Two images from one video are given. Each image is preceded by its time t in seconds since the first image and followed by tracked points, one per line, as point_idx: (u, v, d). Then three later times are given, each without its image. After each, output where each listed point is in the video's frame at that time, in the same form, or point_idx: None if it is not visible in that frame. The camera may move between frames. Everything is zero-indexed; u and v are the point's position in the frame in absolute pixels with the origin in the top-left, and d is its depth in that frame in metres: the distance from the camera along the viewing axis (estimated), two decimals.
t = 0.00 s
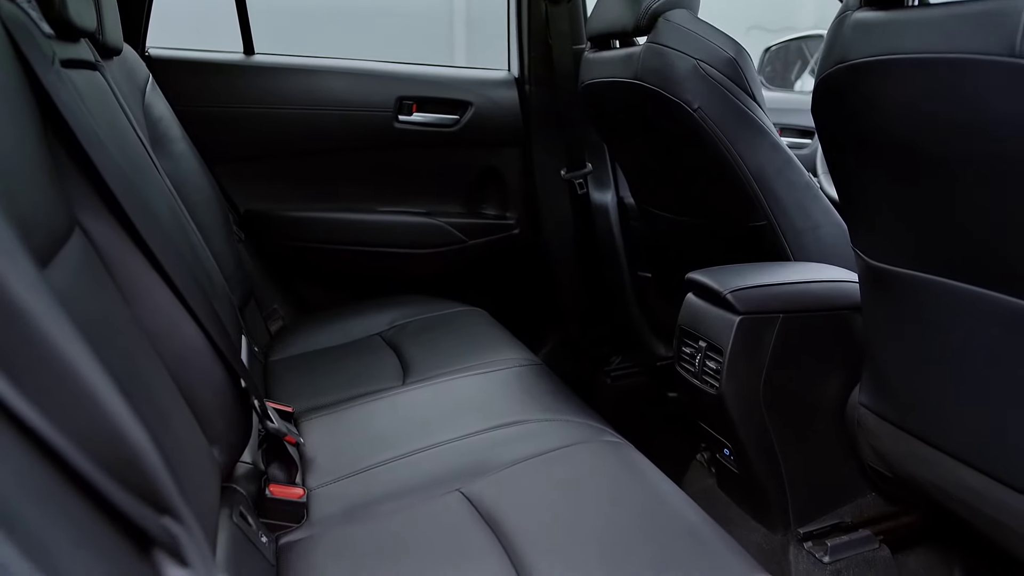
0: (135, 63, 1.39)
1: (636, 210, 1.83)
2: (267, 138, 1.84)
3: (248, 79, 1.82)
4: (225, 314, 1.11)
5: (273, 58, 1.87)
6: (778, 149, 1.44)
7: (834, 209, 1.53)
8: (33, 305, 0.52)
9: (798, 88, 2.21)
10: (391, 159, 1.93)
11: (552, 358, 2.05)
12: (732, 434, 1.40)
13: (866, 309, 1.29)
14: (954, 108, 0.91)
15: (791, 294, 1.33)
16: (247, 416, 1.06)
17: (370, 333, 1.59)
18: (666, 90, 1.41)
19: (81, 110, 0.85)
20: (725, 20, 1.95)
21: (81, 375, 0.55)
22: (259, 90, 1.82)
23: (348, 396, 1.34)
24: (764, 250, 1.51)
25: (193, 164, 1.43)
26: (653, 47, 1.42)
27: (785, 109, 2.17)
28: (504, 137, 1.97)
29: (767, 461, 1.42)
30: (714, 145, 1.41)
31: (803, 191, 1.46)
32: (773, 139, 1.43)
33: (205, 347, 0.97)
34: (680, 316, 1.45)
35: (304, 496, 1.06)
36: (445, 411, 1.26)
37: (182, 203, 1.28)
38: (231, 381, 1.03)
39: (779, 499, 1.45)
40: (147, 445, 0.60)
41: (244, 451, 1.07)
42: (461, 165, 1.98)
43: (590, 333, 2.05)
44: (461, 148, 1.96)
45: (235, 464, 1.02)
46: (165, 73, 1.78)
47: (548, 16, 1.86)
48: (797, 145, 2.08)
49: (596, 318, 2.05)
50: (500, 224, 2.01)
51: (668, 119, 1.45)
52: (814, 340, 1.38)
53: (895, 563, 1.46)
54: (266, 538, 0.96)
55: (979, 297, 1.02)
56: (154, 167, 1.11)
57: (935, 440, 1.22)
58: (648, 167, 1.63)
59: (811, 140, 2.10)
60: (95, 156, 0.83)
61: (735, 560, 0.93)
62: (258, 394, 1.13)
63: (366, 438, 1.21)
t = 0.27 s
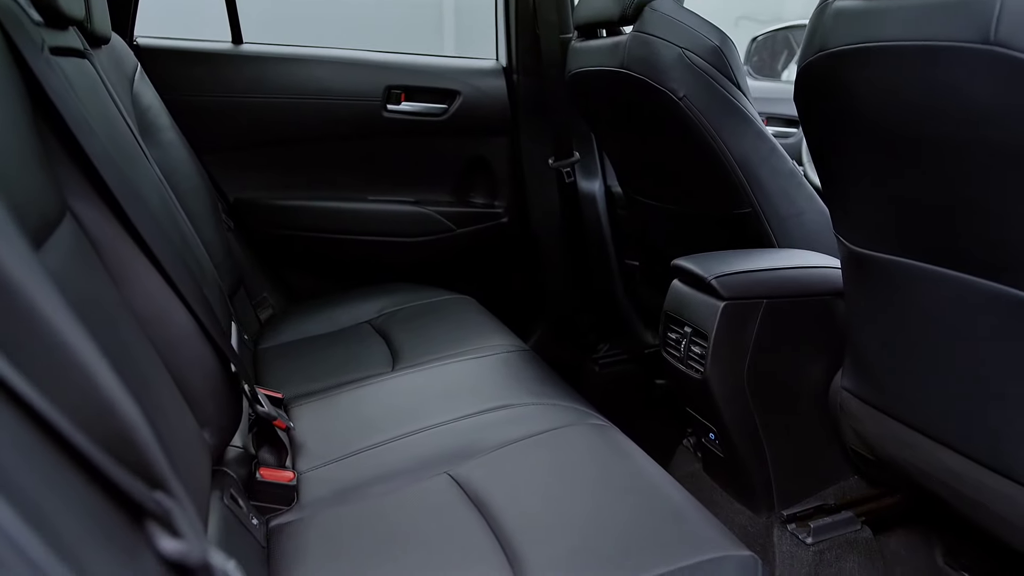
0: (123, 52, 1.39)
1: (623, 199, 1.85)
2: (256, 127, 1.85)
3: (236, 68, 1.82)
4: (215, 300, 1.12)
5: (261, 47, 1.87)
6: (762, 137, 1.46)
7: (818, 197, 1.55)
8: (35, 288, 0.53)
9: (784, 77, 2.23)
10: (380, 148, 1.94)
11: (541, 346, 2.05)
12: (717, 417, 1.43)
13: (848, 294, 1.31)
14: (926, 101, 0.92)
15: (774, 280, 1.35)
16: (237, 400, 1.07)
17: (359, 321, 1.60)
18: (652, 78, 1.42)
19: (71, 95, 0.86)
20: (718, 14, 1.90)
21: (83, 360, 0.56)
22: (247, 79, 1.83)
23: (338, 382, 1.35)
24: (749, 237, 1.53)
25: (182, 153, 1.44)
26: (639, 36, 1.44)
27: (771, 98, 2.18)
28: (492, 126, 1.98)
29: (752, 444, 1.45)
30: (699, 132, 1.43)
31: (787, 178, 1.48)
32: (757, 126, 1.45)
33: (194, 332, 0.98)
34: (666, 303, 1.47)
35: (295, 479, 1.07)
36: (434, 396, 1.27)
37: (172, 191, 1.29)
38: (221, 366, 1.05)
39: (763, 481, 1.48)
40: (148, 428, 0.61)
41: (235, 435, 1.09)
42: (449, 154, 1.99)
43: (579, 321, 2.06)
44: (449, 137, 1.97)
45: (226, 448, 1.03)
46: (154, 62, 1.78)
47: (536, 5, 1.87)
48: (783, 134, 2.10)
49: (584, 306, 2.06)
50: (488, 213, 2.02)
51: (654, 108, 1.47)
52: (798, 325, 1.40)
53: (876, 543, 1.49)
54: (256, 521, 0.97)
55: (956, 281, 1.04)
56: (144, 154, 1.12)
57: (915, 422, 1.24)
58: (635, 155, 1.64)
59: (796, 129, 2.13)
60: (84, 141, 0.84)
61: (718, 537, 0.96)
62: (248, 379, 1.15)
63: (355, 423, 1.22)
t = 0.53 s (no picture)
0: (115, 46, 1.40)
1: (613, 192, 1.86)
2: (247, 121, 1.85)
3: (227, 62, 1.82)
4: (207, 291, 1.13)
5: (252, 41, 1.87)
6: (750, 129, 1.47)
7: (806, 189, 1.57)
8: (29, 273, 0.54)
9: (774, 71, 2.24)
10: (372, 142, 1.95)
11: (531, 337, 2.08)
12: (705, 407, 1.44)
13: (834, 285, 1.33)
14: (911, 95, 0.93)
15: (761, 271, 1.36)
16: (230, 390, 1.08)
17: (350, 315, 1.61)
18: (641, 71, 1.43)
19: (62, 87, 0.87)
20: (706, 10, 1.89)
21: (77, 341, 0.56)
22: (239, 73, 1.83)
23: (329, 374, 1.36)
24: (737, 228, 1.55)
25: (174, 147, 1.45)
26: (628, 30, 1.45)
27: (761, 92, 2.20)
28: (482, 120, 1.99)
29: (739, 433, 1.47)
30: (687, 125, 1.44)
31: (775, 170, 1.49)
32: (745, 119, 1.46)
33: (186, 322, 0.99)
34: (655, 294, 1.48)
35: (287, 468, 1.08)
36: (425, 386, 1.29)
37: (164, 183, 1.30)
38: (214, 356, 1.06)
39: (750, 470, 1.50)
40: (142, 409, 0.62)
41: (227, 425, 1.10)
42: (440, 148, 2.00)
43: (569, 313, 2.09)
44: (440, 131, 1.98)
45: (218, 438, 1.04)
46: (145, 56, 1.78)
47: None
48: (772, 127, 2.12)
49: (575, 298, 2.09)
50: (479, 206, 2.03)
51: (643, 101, 1.48)
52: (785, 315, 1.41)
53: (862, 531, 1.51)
54: (249, 509, 0.99)
55: (938, 271, 1.06)
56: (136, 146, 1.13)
57: (899, 410, 1.26)
58: (625, 148, 1.66)
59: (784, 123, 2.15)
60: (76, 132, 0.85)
61: (704, 523, 0.97)
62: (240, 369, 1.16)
63: (347, 413, 1.24)
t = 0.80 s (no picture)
0: (106, 35, 1.41)
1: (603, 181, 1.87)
2: (238, 110, 1.86)
3: (218, 51, 1.83)
4: (201, 277, 1.14)
5: (243, 30, 1.88)
6: (738, 117, 1.49)
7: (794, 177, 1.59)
8: (25, 248, 0.55)
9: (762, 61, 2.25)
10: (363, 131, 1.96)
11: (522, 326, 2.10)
12: (693, 392, 1.46)
13: (819, 270, 1.35)
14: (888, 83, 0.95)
15: (748, 258, 1.38)
16: (223, 375, 1.09)
17: (341, 303, 1.61)
18: (630, 60, 1.45)
19: (54, 74, 0.88)
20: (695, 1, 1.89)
21: (72, 317, 0.58)
22: (230, 62, 1.84)
23: (321, 361, 1.38)
24: (724, 217, 1.56)
25: (166, 135, 1.46)
26: (617, 19, 1.46)
27: (750, 82, 2.21)
28: (473, 110, 2.00)
29: (727, 418, 1.49)
30: (676, 113, 1.46)
31: (763, 158, 1.50)
32: (732, 107, 1.48)
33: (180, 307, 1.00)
34: (644, 281, 1.50)
35: (280, 453, 1.09)
36: (417, 372, 1.30)
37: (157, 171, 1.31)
38: (207, 341, 1.07)
39: (739, 455, 1.52)
40: (138, 385, 0.63)
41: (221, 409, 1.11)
42: (430, 137, 2.01)
43: (560, 302, 2.10)
44: (431, 120, 1.99)
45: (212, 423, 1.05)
46: (135, 46, 1.78)
47: None
48: (761, 117, 2.13)
49: (565, 287, 2.10)
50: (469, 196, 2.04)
51: (632, 90, 1.50)
52: (771, 301, 1.43)
53: (848, 514, 1.53)
54: (242, 493, 1.00)
55: (921, 256, 1.07)
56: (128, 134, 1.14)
57: (884, 394, 1.28)
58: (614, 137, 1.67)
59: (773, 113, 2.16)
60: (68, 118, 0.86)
61: (690, 503, 0.99)
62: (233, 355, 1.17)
63: (339, 399, 1.25)
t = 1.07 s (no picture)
0: (98, 22, 1.41)
1: (595, 168, 1.88)
2: (231, 98, 1.86)
3: (211, 39, 1.83)
4: (197, 261, 1.15)
5: (236, 18, 1.87)
6: (728, 104, 1.50)
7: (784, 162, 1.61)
8: (26, 223, 0.56)
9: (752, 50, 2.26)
10: (355, 118, 1.97)
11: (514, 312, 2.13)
12: (685, 376, 1.48)
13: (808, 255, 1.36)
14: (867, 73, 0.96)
15: (738, 243, 1.39)
16: (221, 357, 1.10)
17: (336, 289, 1.63)
18: (622, 48, 1.46)
19: (48, 60, 0.89)
20: None
21: (74, 289, 0.58)
22: (222, 49, 1.83)
23: (315, 347, 1.39)
24: (715, 202, 1.58)
25: (159, 123, 1.46)
26: (609, 6, 1.47)
27: (742, 70, 2.23)
28: (467, 97, 2.02)
29: (718, 401, 1.51)
30: (666, 100, 1.47)
31: (753, 145, 1.52)
32: (723, 94, 1.49)
33: (176, 290, 1.01)
34: (636, 266, 1.51)
35: (276, 435, 1.11)
36: (411, 356, 1.32)
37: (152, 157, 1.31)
38: (204, 324, 1.08)
39: (729, 438, 1.54)
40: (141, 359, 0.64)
41: (217, 393, 1.13)
42: (423, 125, 2.02)
43: (552, 287, 2.13)
44: (423, 107, 2.00)
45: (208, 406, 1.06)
46: (127, 32, 1.77)
47: None
48: (751, 105, 2.14)
49: (558, 274, 2.13)
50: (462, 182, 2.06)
51: (624, 77, 1.50)
52: (761, 285, 1.45)
53: (836, 495, 1.56)
54: (240, 473, 1.01)
55: (908, 238, 1.09)
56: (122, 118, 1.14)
57: (871, 376, 1.30)
58: (606, 124, 1.68)
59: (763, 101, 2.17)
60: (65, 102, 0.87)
61: (681, 480, 1.01)
62: (229, 338, 1.18)
63: (334, 383, 1.26)
